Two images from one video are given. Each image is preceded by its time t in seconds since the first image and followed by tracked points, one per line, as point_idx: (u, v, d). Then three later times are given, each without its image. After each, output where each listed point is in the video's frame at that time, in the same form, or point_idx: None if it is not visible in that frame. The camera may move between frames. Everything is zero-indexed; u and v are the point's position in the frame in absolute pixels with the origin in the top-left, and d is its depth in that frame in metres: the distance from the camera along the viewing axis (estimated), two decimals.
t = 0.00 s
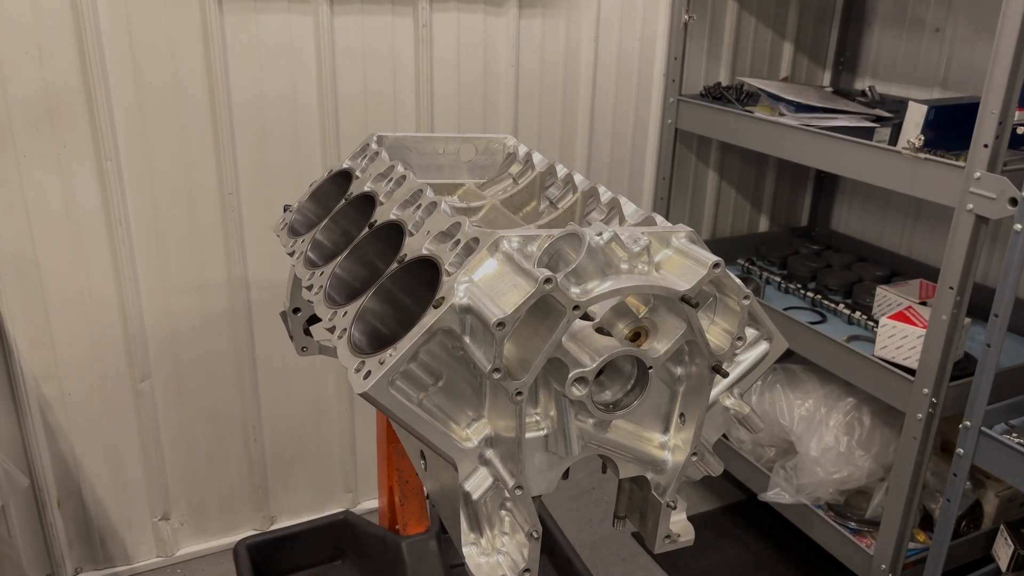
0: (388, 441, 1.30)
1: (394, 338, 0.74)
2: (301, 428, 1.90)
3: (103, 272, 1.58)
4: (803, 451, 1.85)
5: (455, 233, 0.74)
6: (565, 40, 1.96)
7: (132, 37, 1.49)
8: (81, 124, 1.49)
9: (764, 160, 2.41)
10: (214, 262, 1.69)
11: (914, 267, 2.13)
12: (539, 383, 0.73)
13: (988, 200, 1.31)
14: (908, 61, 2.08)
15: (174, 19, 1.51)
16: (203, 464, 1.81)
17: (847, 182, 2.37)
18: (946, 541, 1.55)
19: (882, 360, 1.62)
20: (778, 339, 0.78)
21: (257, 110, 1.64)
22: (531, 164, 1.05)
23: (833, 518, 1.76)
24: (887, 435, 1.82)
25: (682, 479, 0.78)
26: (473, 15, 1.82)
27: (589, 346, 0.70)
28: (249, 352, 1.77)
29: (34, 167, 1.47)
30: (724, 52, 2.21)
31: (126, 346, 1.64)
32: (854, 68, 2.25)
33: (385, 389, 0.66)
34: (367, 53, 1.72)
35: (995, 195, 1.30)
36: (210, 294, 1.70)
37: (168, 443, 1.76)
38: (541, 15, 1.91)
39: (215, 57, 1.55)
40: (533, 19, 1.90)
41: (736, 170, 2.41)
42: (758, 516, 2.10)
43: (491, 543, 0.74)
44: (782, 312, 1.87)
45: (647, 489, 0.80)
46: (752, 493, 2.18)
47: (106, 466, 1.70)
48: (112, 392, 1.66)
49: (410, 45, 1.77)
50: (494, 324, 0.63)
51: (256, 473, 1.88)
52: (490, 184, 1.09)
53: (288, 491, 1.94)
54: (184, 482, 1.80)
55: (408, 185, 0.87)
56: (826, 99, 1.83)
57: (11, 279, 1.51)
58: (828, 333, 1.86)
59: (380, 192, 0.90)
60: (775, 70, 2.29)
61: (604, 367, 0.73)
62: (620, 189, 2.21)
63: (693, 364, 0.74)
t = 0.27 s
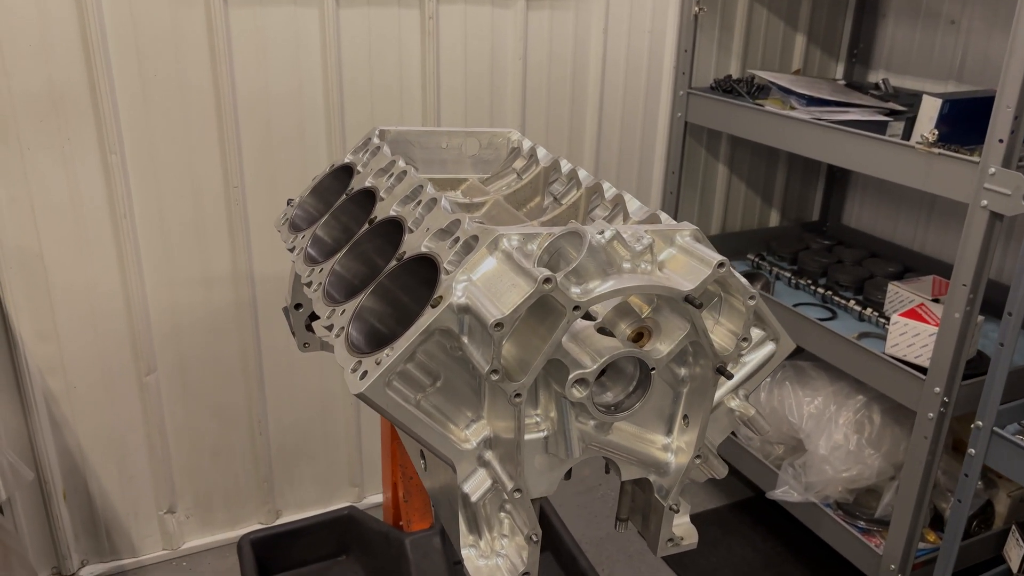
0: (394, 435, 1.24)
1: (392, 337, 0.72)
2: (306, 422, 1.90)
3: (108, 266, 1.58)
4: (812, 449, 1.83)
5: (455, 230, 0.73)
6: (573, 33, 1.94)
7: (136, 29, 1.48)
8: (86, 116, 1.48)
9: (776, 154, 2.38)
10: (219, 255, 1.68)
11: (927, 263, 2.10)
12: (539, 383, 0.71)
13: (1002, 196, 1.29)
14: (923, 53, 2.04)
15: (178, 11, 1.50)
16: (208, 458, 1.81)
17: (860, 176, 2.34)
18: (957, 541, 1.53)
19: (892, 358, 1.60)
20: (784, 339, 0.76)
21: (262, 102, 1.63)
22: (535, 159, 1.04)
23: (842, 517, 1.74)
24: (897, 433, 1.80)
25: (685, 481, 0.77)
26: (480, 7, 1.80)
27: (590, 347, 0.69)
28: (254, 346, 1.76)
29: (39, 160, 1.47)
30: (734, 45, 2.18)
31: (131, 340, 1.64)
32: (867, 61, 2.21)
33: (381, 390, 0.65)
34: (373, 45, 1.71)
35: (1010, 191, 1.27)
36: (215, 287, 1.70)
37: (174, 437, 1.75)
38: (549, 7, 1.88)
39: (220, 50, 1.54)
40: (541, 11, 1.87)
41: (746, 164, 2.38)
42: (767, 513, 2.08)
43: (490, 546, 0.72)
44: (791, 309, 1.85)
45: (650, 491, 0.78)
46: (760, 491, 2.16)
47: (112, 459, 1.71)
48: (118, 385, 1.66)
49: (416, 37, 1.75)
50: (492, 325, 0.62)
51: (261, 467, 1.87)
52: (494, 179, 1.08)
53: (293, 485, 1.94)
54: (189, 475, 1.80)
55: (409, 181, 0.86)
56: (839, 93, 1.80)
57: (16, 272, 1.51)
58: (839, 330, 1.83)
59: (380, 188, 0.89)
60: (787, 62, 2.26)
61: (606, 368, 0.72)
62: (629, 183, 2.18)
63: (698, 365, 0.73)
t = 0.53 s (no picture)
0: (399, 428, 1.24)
1: (387, 335, 0.71)
2: (311, 415, 1.89)
3: (111, 257, 1.57)
4: (820, 446, 1.81)
5: (452, 226, 0.72)
6: (581, 23, 1.91)
7: (138, 20, 1.47)
8: (89, 107, 1.47)
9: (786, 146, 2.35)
10: (223, 247, 1.67)
11: (939, 257, 2.07)
12: (537, 383, 0.70)
13: (1017, 191, 1.26)
14: (937, 44, 2.01)
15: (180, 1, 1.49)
16: (213, 450, 1.81)
17: (872, 169, 2.31)
18: (966, 540, 1.51)
19: (902, 355, 1.57)
20: (789, 339, 0.74)
21: (266, 94, 1.62)
22: (538, 152, 1.02)
23: (850, 514, 1.72)
24: (907, 431, 1.77)
25: (687, 483, 0.75)
26: None
27: (588, 346, 0.67)
28: (258, 338, 1.76)
29: (42, 151, 1.46)
30: (745, 35, 2.14)
31: (135, 331, 1.64)
32: (881, 51, 2.18)
33: (375, 390, 0.64)
34: (378, 35, 1.69)
35: None
36: (219, 279, 1.69)
37: (178, 429, 1.75)
38: None
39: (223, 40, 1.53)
40: (548, 0, 1.85)
41: (757, 157, 2.35)
42: (774, 510, 2.06)
43: (487, 547, 0.71)
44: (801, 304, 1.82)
45: (650, 492, 0.77)
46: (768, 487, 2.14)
47: (116, 450, 1.71)
48: (122, 377, 1.66)
49: (421, 27, 1.73)
50: (487, 325, 0.60)
51: (266, 459, 1.87)
52: (496, 172, 1.06)
53: (298, 478, 1.93)
54: (194, 467, 1.80)
55: (408, 174, 0.84)
56: (851, 84, 1.77)
57: (19, 264, 1.51)
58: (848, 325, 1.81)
59: (379, 181, 0.87)
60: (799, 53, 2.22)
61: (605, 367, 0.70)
62: (637, 176, 2.16)
63: (700, 365, 0.71)
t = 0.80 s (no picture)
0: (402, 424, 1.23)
1: (381, 335, 0.70)
2: (315, 408, 1.88)
3: (115, 249, 1.57)
4: (828, 442, 1.79)
5: (449, 223, 0.70)
6: (589, 14, 1.88)
7: (141, 10, 1.46)
8: (92, 98, 1.46)
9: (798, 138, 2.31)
10: (227, 239, 1.67)
11: (952, 252, 2.04)
12: (534, 383, 0.68)
13: None
14: (953, 34, 1.97)
15: None
16: (217, 442, 1.81)
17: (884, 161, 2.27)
18: (975, 540, 1.49)
19: (912, 352, 1.55)
20: (793, 340, 0.73)
21: (270, 85, 1.60)
22: (541, 146, 1.00)
23: (858, 512, 1.70)
24: (917, 428, 1.75)
25: (687, 485, 0.74)
26: None
27: (586, 347, 0.66)
28: (263, 331, 1.75)
29: (45, 143, 1.46)
30: (756, 26, 2.09)
31: (139, 324, 1.64)
32: (895, 42, 2.14)
33: (367, 390, 0.63)
34: (383, 26, 1.67)
35: None
36: (223, 271, 1.68)
37: (183, 420, 1.75)
38: None
39: (226, 31, 1.51)
40: None
41: (767, 149, 2.31)
42: (781, 506, 2.05)
43: (483, 548, 0.70)
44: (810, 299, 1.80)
45: (650, 494, 0.76)
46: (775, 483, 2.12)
47: (121, 442, 1.71)
48: (126, 369, 1.66)
49: (427, 17, 1.71)
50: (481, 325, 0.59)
51: (271, 452, 1.87)
52: (498, 166, 1.04)
53: (303, 471, 1.93)
54: (199, 458, 1.80)
55: (406, 169, 0.83)
56: (863, 76, 1.73)
57: (23, 255, 1.50)
58: (858, 321, 1.79)
59: (378, 176, 0.86)
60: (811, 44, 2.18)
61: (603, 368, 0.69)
62: (645, 169, 2.13)
63: (701, 366, 0.69)
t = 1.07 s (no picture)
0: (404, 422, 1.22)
1: (374, 333, 0.69)
2: (319, 401, 1.88)
3: (119, 241, 1.57)
4: (835, 440, 1.78)
5: (443, 220, 0.69)
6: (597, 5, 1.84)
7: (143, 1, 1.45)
8: (94, 90, 1.46)
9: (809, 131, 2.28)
10: (231, 232, 1.66)
11: (964, 248, 2.01)
12: (528, 383, 0.67)
13: None
14: (968, 26, 1.93)
15: None
16: (221, 435, 1.81)
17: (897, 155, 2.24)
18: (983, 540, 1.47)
19: (921, 350, 1.53)
20: (794, 341, 0.71)
21: (274, 78, 1.59)
22: (542, 140, 0.99)
23: (865, 511, 1.69)
24: (926, 426, 1.73)
25: (685, 488, 0.73)
26: None
27: (581, 348, 0.65)
28: (266, 323, 1.75)
29: (48, 134, 1.45)
30: (767, 18, 2.06)
31: (142, 316, 1.64)
32: (909, 34, 2.10)
33: (358, 390, 0.61)
34: (388, 17, 1.65)
35: None
36: (227, 264, 1.68)
37: (186, 412, 1.75)
38: None
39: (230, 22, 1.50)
40: None
41: (777, 142, 2.27)
42: (788, 503, 2.03)
43: (476, 551, 0.68)
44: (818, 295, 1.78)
45: (647, 496, 0.74)
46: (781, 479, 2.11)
47: (125, 434, 1.71)
48: (130, 361, 1.66)
49: (432, 8, 1.69)
50: (472, 327, 0.57)
51: (275, 444, 1.87)
52: (499, 160, 1.03)
53: (307, 463, 1.93)
54: (203, 451, 1.80)
55: (403, 164, 0.82)
56: (875, 68, 1.70)
57: (26, 247, 1.50)
58: (866, 317, 1.76)
59: (374, 171, 0.85)
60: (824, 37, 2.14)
61: (599, 370, 0.67)
62: (653, 163, 2.09)
63: (699, 368, 0.68)
